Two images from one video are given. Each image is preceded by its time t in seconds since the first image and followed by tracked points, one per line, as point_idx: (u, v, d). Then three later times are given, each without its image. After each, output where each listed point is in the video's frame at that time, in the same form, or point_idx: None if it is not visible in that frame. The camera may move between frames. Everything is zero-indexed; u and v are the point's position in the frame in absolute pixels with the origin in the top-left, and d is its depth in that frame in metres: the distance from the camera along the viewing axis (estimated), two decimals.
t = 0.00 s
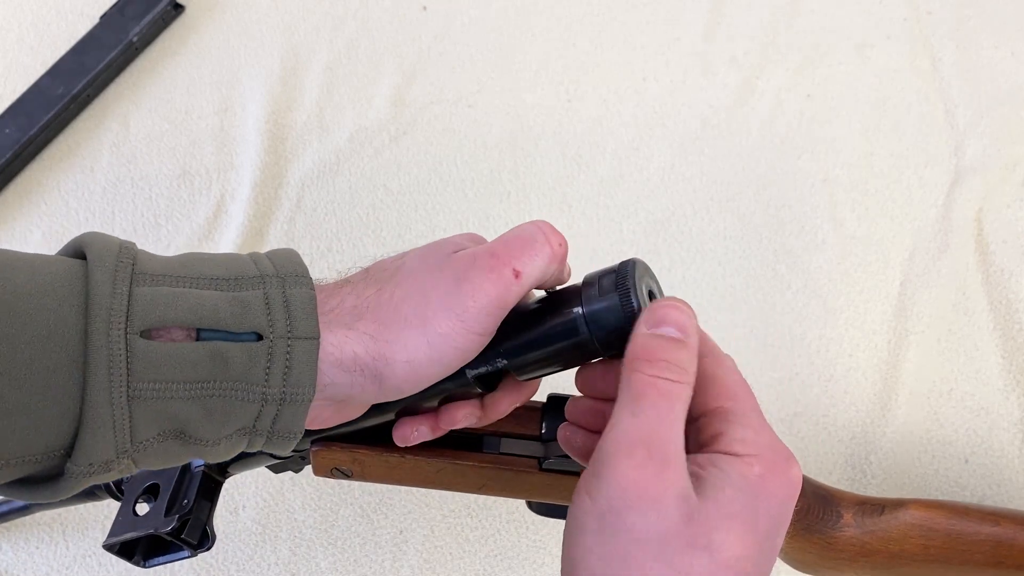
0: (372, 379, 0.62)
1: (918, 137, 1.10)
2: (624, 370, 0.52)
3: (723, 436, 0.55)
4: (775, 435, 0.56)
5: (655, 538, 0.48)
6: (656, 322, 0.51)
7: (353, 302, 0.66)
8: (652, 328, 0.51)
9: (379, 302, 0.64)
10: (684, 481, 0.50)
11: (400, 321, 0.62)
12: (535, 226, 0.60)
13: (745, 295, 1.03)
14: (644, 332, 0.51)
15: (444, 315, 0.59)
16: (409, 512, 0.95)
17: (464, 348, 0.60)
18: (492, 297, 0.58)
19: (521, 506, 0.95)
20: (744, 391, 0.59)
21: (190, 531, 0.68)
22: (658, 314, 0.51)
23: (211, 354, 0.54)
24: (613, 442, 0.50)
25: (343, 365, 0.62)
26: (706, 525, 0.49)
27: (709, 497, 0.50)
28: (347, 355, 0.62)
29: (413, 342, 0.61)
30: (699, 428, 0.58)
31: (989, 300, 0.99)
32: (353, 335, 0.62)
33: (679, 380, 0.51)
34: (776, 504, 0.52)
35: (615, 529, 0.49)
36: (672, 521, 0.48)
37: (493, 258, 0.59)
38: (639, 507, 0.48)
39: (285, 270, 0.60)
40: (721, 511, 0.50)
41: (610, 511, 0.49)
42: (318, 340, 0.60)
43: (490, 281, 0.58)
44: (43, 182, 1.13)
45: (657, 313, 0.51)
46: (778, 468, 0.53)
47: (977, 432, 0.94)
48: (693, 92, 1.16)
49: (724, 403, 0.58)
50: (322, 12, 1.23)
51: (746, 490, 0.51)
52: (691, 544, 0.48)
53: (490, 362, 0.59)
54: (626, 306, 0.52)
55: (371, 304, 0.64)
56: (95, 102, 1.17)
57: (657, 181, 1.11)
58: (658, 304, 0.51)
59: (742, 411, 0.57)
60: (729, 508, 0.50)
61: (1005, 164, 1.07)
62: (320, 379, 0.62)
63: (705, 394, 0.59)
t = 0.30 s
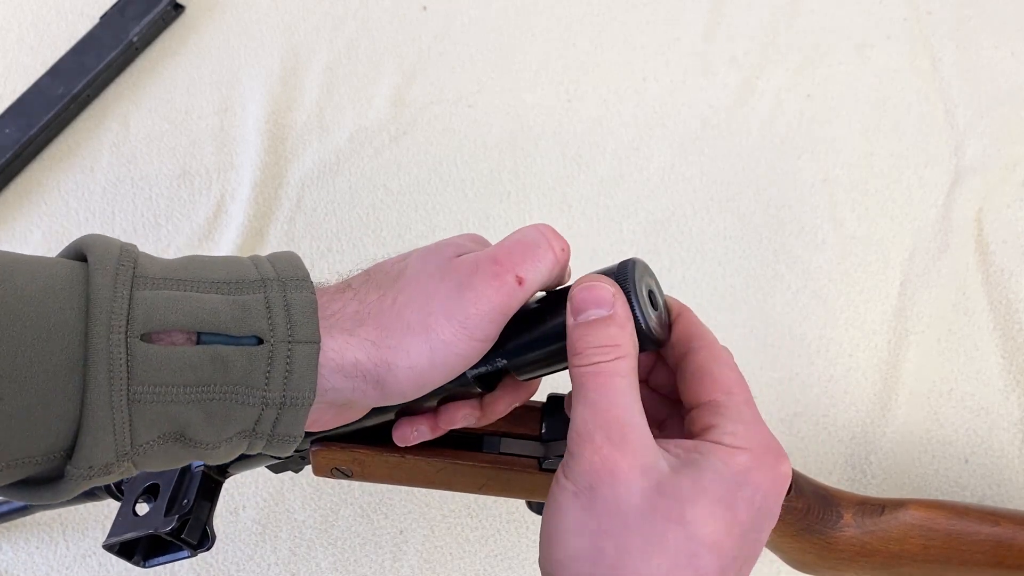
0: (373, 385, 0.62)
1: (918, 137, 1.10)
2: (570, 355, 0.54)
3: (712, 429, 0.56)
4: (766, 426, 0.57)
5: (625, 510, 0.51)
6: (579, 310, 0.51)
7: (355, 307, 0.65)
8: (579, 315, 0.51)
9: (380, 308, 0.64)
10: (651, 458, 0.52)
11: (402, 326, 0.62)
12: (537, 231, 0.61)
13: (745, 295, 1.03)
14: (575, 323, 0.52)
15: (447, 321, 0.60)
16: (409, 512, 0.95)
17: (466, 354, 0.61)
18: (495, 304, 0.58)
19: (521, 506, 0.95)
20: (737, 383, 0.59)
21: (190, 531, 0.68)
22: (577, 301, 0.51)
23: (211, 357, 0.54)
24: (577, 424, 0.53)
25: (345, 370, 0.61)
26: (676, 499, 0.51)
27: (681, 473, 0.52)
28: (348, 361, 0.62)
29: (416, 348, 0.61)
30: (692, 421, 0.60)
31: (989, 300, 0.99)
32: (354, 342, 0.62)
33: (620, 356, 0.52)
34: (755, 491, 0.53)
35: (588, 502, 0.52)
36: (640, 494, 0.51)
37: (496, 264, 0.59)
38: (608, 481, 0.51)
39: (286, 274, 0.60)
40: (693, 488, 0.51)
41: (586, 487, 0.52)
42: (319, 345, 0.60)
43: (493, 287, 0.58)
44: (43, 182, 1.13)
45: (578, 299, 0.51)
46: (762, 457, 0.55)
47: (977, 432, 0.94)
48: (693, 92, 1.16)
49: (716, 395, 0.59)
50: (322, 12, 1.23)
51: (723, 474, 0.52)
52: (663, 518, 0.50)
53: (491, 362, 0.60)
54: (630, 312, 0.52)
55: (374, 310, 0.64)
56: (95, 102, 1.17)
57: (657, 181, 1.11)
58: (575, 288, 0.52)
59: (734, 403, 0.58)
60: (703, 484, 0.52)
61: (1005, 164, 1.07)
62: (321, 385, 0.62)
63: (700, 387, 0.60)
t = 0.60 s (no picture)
0: (374, 385, 0.62)
1: (918, 136, 1.10)
2: (576, 364, 0.53)
3: (708, 422, 0.56)
4: (760, 419, 0.57)
5: (640, 520, 0.49)
6: (590, 319, 0.51)
7: (356, 307, 0.65)
8: (586, 325, 0.51)
9: (381, 310, 0.64)
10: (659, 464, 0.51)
11: (403, 328, 0.62)
12: (538, 233, 0.61)
13: (745, 295, 1.03)
14: (583, 332, 0.52)
15: (448, 322, 0.60)
16: (409, 512, 0.95)
17: (466, 356, 0.61)
18: (496, 306, 0.58)
19: (521, 506, 0.95)
20: (731, 374, 0.60)
21: (189, 531, 0.68)
22: (587, 312, 0.51)
23: (212, 357, 0.54)
24: (586, 432, 0.51)
25: (346, 371, 0.61)
26: (687, 505, 0.50)
27: (688, 477, 0.51)
28: (349, 362, 0.62)
29: (417, 349, 0.61)
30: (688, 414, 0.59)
31: (989, 300, 0.99)
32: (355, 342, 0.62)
33: (628, 369, 0.52)
34: (758, 489, 0.53)
35: (601, 515, 0.50)
36: (653, 503, 0.49)
37: (498, 267, 0.59)
38: (621, 493, 0.49)
39: (286, 275, 0.60)
40: (701, 492, 0.51)
41: (598, 498, 0.50)
42: (320, 346, 0.59)
43: (495, 289, 0.58)
44: (43, 182, 1.13)
45: (588, 310, 0.51)
46: (760, 455, 0.54)
47: (977, 432, 0.94)
48: (693, 92, 1.16)
49: (710, 387, 0.59)
50: (322, 12, 1.23)
51: (726, 474, 0.52)
52: (675, 525, 0.49)
53: (491, 361, 0.60)
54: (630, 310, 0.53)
55: (375, 310, 0.64)
56: (95, 102, 1.17)
57: (656, 181, 1.11)
58: (586, 298, 0.52)
59: (729, 396, 0.58)
60: (710, 488, 0.51)
61: (1005, 164, 1.07)
62: (323, 385, 0.62)
63: (695, 379, 0.60)
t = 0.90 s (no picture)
0: (377, 382, 0.62)
1: (918, 136, 1.10)
2: (577, 361, 0.53)
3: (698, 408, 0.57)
4: (749, 406, 0.58)
5: (635, 519, 0.49)
6: (596, 319, 0.51)
7: (358, 304, 0.65)
8: (592, 325, 0.52)
9: (382, 308, 0.64)
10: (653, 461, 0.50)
11: (405, 325, 0.62)
12: (541, 231, 0.60)
13: (745, 295, 1.03)
14: (587, 331, 0.52)
15: (451, 320, 0.60)
16: (410, 512, 0.95)
17: (469, 353, 0.61)
18: (499, 305, 0.58)
19: (521, 506, 0.95)
20: (725, 360, 0.60)
21: (190, 527, 0.68)
22: (592, 311, 0.51)
23: (216, 354, 0.54)
24: (581, 429, 0.51)
25: (348, 369, 0.61)
26: (679, 501, 0.50)
27: (680, 472, 0.51)
28: (352, 358, 0.62)
29: (420, 347, 0.61)
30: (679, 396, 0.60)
31: (989, 300, 0.99)
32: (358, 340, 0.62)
33: (632, 370, 0.52)
34: (745, 479, 0.54)
35: (596, 513, 0.49)
36: (648, 501, 0.49)
37: (500, 265, 0.59)
38: (617, 491, 0.48)
39: (289, 272, 0.60)
40: (693, 487, 0.51)
41: (593, 497, 0.49)
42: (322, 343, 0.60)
43: (498, 288, 0.58)
44: (43, 182, 1.13)
45: (598, 309, 0.51)
46: (749, 444, 0.55)
47: (977, 432, 0.94)
48: (693, 92, 1.16)
49: (704, 370, 0.59)
50: (322, 12, 1.23)
51: (717, 466, 0.52)
52: (668, 523, 0.49)
53: (492, 356, 0.61)
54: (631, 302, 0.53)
55: (377, 308, 0.64)
56: (95, 102, 1.17)
57: (656, 181, 1.11)
58: (594, 299, 0.52)
59: (721, 381, 0.58)
60: (701, 482, 0.51)
61: (1005, 164, 1.06)
62: (325, 383, 0.62)
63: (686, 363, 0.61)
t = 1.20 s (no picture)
0: (378, 381, 0.62)
1: (918, 136, 1.10)
2: (574, 353, 0.53)
3: (698, 408, 0.57)
4: (749, 413, 0.58)
5: (617, 509, 0.49)
6: (595, 309, 0.51)
7: (359, 303, 0.65)
8: (591, 316, 0.51)
9: (383, 306, 0.64)
10: (640, 454, 0.50)
11: (407, 324, 0.61)
12: (541, 230, 0.60)
13: (745, 295, 1.03)
14: (586, 321, 0.52)
15: (452, 319, 0.60)
16: (410, 513, 0.95)
17: (470, 351, 0.61)
18: (500, 304, 0.58)
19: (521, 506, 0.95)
20: (733, 365, 0.60)
21: (190, 526, 0.68)
22: (593, 302, 0.51)
23: (216, 352, 0.54)
24: (570, 419, 0.51)
25: (348, 367, 0.61)
26: (665, 496, 0.50)
27: (669, 468, 0.51)
28: (352, 357, 0.62)
29: (421, 346, 0.61)
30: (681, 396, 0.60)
31: (989, 300, 0.99)
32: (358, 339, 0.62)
33: (626, 364, 0.52)
34: (738, 482, 0.53)
35: (579, 501, 0.49)
36: (632, 493, 0.49)
37: (501, 263, 0.59)
38: (600, 480, 0.49)
39: (289, 270, 0.60)
40: (681, 483, 0.50)
41: (577, 485, 0.49)
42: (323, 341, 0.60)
43: (498, 288, 0.58)
44: (43, 182, 1.13)
45: (596, 300, 0.51)
46: (743, 448, 0.55)
47: (977, 432, 0.94)
48: (693, 92, 1.16)
49: (709, 373, 0.60)
50: (322, 12, 1.23)
51: (707, 465, 0.52)
52: (652, 516, 0.49)
53: (493, 355, 0.61)
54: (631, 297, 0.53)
55: (377, 307, 0.64)
56: (95, 102, 1.17)
57: (656, 181, 1.11)
58: (591, 290, 0.52)
59: (726, 385, 0.59)
60: (689, 480, 0.51)
61: (1006, 163, 1.06)
62: (325, 381, 0.62)
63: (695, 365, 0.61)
